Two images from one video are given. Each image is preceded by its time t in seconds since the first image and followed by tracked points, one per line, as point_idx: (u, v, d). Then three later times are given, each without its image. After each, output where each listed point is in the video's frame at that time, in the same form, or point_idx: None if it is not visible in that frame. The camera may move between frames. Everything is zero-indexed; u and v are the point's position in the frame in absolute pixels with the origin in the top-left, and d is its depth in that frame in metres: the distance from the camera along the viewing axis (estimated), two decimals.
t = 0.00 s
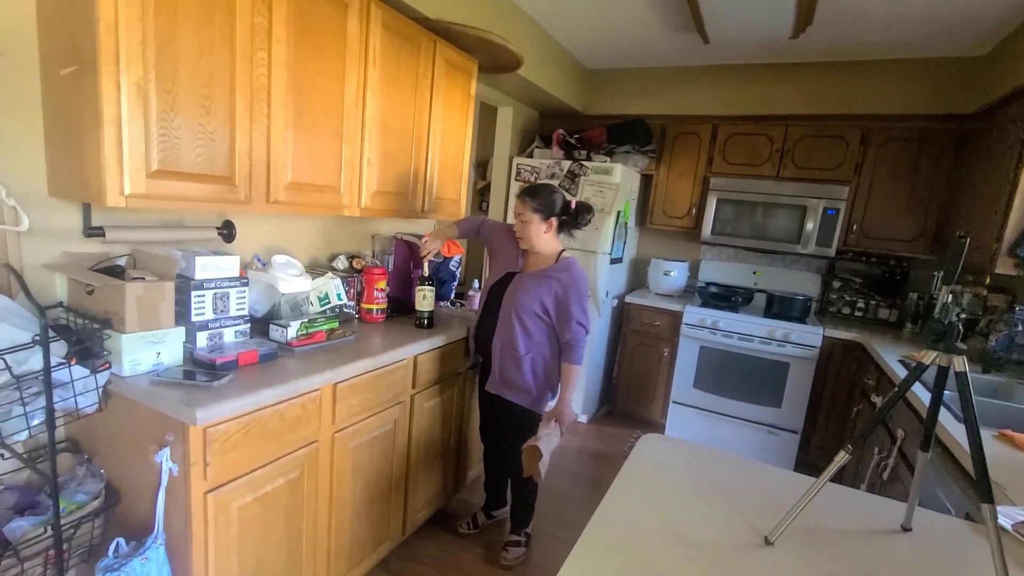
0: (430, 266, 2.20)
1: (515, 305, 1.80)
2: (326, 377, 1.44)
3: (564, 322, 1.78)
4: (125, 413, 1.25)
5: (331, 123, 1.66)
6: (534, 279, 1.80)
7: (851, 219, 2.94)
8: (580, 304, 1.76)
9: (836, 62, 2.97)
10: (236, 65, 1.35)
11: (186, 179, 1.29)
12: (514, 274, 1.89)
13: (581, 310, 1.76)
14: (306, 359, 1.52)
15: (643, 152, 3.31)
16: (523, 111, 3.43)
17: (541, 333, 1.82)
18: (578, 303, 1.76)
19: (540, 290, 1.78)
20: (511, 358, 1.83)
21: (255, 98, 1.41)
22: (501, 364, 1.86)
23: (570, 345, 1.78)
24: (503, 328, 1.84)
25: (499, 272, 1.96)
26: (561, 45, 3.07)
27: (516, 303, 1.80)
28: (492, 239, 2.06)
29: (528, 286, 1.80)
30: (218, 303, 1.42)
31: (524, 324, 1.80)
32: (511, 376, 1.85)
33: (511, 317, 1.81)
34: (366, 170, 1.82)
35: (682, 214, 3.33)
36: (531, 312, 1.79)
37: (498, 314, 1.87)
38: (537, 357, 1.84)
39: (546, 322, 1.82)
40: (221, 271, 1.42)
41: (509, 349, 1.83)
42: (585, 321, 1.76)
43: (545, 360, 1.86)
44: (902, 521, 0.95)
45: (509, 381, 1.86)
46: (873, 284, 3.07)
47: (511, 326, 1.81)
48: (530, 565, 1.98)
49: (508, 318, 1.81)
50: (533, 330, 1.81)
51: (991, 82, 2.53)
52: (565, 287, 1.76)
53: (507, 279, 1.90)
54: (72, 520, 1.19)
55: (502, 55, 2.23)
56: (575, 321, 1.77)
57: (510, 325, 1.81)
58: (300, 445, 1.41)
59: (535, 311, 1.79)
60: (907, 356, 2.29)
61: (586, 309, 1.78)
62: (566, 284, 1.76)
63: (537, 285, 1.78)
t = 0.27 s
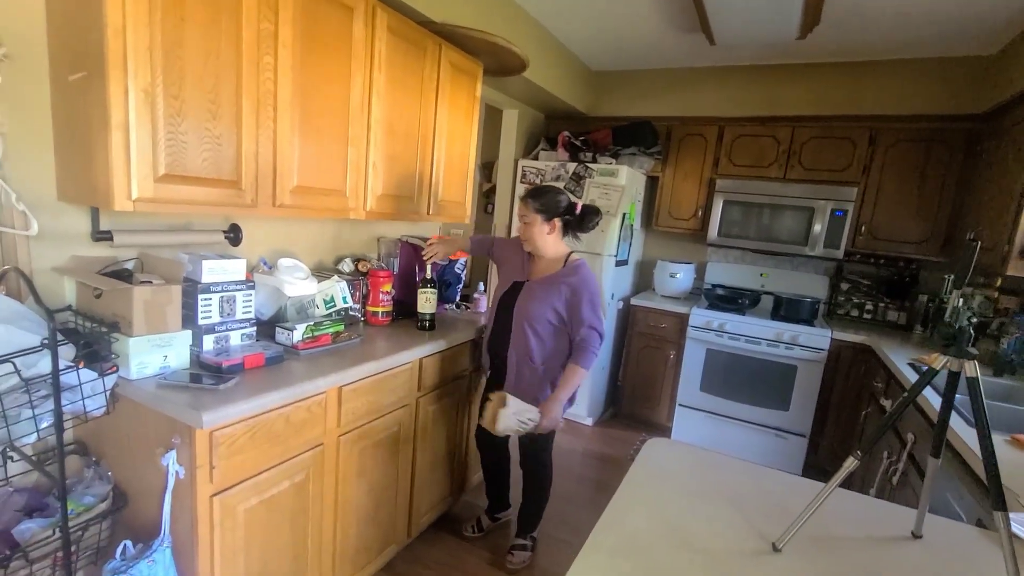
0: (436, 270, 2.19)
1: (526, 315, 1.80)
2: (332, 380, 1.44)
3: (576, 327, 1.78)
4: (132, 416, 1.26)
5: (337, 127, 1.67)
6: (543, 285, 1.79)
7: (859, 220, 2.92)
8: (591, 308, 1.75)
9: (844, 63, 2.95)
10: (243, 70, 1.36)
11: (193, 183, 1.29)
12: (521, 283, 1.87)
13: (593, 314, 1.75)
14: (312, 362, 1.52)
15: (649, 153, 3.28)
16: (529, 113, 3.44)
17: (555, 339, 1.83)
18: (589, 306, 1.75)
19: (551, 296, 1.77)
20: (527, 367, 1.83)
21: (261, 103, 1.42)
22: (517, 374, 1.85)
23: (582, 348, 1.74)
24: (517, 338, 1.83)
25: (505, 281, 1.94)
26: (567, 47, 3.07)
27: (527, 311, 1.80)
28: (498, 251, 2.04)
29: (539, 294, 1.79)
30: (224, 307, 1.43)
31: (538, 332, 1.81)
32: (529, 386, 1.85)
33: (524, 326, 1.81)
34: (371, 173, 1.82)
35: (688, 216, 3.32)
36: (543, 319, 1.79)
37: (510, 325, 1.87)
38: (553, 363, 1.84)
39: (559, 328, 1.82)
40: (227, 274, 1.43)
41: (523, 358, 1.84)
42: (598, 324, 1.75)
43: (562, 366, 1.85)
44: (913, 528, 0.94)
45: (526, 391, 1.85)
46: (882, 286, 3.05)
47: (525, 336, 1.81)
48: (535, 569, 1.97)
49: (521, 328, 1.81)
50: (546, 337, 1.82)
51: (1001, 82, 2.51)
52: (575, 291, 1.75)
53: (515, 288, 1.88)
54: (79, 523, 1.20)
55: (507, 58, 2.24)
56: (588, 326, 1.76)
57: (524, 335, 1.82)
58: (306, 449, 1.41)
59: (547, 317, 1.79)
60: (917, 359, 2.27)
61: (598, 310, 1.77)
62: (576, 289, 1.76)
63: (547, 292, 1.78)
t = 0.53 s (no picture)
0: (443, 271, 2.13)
1: (536, 322, 1.77)
2: (340, 380, 1.44)
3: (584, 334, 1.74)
4: (142, 416, 1.26)
5: (345, 128, 1.67)
6: (552, 291, 1.77)
7: (869, 222, 2.89)
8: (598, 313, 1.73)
9: (854, 64, 2.93)
10: (252, 71, 1.36)
11: (202, 183, 1.30)
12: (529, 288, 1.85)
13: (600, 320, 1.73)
14: (319, 362, 1.52)
15: (656, 155, 3.29)
16: (536, 114, 3.43)
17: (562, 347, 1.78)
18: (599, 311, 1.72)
19: (560, 302, 1.75)
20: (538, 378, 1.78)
21: (271, 104, 1.42)
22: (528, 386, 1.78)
23: (579, 349, 1.71)
24: (525, 346, 1.80)
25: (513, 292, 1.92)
26: (575, 48, 3.07)
27: (536, 318, 1.78)
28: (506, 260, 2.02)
29: (547, 300, 1.77)
30: (232, 307, 1.43)
31: (548, 339, 1.78)
32: (541, 398, 1.79)
33: (533, 333, 1.78)
34: (378, 174, 1.82)
35: (696, 217, 3.30)
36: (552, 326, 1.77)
37: (518, 333, 1.83)
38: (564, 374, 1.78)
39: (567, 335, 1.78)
40: (235, 275, 1.44)
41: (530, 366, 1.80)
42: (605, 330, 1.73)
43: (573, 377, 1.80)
44: (927, 536, 0.92)
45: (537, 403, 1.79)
46: (893, 289, 3.01)
47: (534, 343, 1.78)
48: (542, 573, 1.96)
49: (530, 336, 1.78)
50: (554, 344, 1.78)
51: (1015, 83, 2.48)
52: (585, 297, 1.72)
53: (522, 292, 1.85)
54: (88, 522, 1.21)
55: (515, 59, 2.23)
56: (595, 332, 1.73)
57: (534, 343, 1.79)
58: (313, 449, 1.41)
59: (557, 325, 1.76)
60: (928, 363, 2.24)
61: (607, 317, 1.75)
62: (585, 294, 1.74)
63: (556, 298, 1.76)
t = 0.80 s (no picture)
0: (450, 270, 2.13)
1: (530, 337, 1.62)
2: (346, 379, 1.44)
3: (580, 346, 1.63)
4: (151, 413, 1.27)
5: (353, 128, 1.67)
6: (545, 303, 1.63)
7: (878, 222, 2.87)
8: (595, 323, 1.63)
9: (863, 62, 2.92)
10: (261, 70, 1.37)
11: (212, 182, 1.31)
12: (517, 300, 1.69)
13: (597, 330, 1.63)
14: (326, 360, 1.53)
15: (663, 154, 3.26)
16: (542, 114, 3.43)
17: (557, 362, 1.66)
18: (596, 321, 1.62)
19: (554, 314, 1.62)
20: (535, 394, 1.65)
21: (279, 103, 1.43)
22: (525, 404, 1.66)
23: (575, 358, 1.60)
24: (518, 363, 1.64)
25: (495, 307, 1.74)
26: (581, 48, 3.06)
27: (529, 333, 1.63)
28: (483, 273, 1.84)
29: (539, 313, 1.63)
30: (241, 305, 1.44)
31: (543, 354, 1.64)
32: (536, 415, 1.67)
33: (527, 349, 1.63)
34: (385, 173, 1.83)
35: (703, 217, 3.29)
36: (547, 340, 1.63)
37: (508, 350, 1.67)
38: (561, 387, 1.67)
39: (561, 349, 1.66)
40: (243, 273, 1.44)
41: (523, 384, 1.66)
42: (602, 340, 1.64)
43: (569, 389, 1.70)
44: (940, 537, 0.91)
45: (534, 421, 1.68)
46: (901, 289, 2.99)
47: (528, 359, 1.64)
48: (548, 573, 1.96)
49: (524, 352, 1.64)
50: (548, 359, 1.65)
51: None
52: (581, 308, 1.61)
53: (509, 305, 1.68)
54: (99, 518, 1.21)
55: (522, 58, 2.23)
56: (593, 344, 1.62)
57: (528, 360, 1.64)
58: (321, 447, 1.42)
59: (553, 338, 1.63)
60: (939, 364, 2.22)
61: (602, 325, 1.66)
62: (580, 305, 1.62)
63: (552, 310, 1.62)
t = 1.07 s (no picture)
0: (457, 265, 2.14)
1: (514, 334, 1.49)
2: (351, 374, 1.44)
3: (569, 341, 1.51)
4: (159, 405, 1.28)
5: (359, 123, 1.68)
6: (528, 297, 1.49)
7: (886, 218, 2.85)
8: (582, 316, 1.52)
9: (871, 58, 2.90)
10: (268, 65, 1.37)
11: (219, 176, 1.31)
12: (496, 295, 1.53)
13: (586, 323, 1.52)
14: (332, 354, 1.53)
15: (669, 151, 3.26)
16: (548, 110, 3.43)
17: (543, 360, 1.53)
18: (583, 315, 1.51)
19: (540, 308, 1.49)
20: (519, 398, 1.50)
21: (285, 98, 1.43)
22: (508, 409, 1.50)
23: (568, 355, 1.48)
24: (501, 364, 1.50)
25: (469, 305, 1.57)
26: (587, 44, 3.06)
27: (512, 330, 1.49)
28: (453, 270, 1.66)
29: (523, 308, 1.49)
30: (247, 299, 1.44)
31: (528, 353, 1.50)
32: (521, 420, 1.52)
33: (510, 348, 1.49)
34: (391, 169, 1.83)
35: (708, 214, 3.28)
36: (533, 337, 1.49)
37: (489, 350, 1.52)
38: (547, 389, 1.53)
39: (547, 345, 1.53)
40: (251, 267, 1.45)
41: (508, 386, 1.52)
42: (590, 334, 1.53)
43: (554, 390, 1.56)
44: (949, 532, 0.91)
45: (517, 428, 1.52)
46: (909, 287, 2.97)
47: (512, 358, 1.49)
48: (553, 569, 1.96)
49: (509, 352, 1.49)
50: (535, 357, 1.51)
51: None
52: (568, 300, 1.49)
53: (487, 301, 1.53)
54: (106, 510, 1.22)
55: (527, 54, 2.23)
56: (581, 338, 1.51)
57: (513, 359, 1.49)
58: (326, 440, 1.42)
59: (539, 334, 1.50)
60: (947, 362, 2.20)
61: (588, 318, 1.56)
62: (566, 297, 1.50)
63: (536, 304, 1.49)
